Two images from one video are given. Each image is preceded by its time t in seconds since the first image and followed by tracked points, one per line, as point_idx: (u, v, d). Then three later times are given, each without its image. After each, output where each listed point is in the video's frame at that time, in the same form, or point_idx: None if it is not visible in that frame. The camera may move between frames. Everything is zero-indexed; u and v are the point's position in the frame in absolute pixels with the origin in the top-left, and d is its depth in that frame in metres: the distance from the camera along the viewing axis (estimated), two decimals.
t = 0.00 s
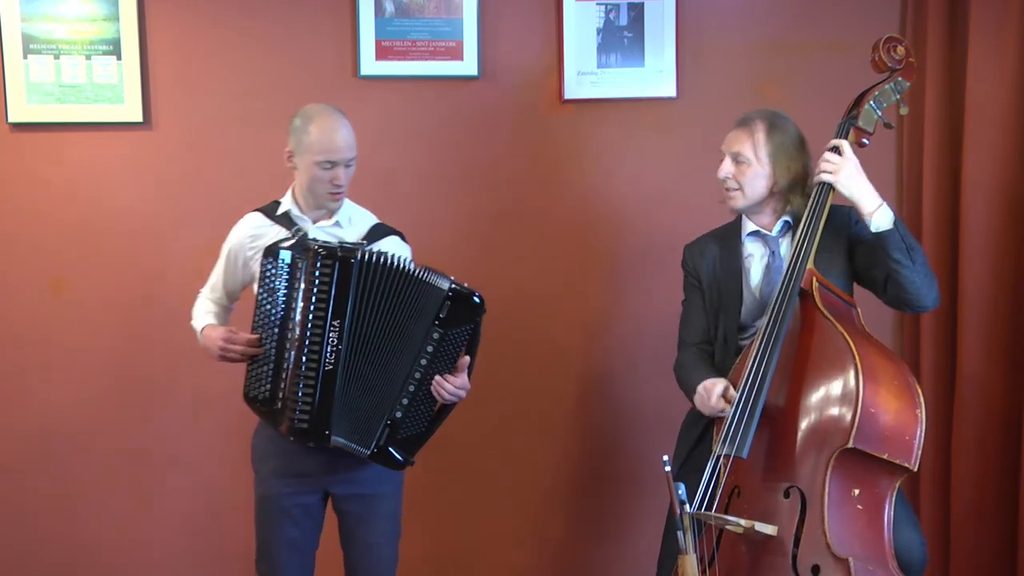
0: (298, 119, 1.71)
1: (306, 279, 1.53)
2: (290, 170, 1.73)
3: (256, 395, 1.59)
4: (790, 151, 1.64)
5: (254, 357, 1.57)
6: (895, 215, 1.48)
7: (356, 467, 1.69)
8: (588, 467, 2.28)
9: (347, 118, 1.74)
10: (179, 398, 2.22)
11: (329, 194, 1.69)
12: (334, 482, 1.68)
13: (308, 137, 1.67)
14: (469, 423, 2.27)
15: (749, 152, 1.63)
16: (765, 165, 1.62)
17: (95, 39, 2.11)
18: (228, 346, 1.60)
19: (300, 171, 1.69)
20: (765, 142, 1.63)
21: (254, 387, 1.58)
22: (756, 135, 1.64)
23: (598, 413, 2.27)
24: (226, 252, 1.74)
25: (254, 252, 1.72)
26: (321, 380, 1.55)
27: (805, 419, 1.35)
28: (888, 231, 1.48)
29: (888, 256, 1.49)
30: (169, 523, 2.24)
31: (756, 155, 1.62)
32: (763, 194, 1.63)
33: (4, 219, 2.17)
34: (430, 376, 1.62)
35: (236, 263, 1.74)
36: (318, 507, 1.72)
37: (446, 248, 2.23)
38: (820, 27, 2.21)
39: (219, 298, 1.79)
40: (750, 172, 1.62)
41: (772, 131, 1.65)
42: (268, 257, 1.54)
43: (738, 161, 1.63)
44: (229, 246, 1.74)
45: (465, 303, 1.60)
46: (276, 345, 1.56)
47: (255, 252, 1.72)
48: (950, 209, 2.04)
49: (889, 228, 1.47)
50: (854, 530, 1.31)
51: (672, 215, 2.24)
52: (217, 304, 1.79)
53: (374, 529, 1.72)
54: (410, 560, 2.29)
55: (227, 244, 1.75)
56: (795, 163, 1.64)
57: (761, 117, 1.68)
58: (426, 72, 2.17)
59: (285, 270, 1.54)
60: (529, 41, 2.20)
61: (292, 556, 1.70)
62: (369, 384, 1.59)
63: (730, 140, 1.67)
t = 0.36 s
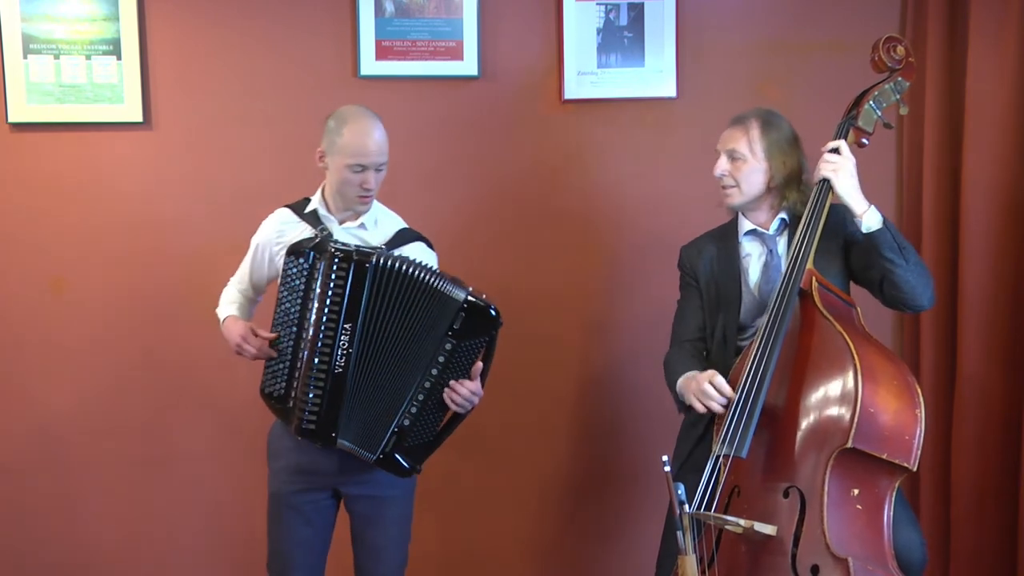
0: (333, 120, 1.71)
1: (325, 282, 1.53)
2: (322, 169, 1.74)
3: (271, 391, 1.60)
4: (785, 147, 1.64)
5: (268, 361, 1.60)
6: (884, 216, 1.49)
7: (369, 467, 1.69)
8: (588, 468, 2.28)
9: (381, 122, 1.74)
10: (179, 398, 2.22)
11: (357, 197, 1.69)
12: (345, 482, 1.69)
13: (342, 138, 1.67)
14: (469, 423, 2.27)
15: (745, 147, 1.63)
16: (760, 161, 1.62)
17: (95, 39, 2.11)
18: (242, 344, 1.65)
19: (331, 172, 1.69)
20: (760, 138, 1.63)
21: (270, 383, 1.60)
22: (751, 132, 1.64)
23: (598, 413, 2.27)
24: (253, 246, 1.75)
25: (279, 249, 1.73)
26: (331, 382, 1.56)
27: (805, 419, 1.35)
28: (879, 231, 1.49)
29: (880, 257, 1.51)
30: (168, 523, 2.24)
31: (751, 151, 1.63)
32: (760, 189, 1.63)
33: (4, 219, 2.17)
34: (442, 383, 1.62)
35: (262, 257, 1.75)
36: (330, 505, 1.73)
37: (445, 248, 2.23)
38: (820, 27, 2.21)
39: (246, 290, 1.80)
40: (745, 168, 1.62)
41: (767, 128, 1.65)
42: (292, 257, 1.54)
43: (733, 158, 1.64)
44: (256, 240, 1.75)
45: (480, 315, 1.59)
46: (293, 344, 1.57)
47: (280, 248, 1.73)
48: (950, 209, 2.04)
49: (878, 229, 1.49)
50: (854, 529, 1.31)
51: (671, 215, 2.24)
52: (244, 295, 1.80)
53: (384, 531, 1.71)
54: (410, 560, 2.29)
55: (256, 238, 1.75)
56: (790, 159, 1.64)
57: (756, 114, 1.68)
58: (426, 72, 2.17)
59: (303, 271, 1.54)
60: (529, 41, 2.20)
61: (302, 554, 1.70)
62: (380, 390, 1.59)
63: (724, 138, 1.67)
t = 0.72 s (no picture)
0: (347, 119, 1.71)
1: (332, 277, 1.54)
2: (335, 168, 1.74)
3: (277, 390, 1.60)
4: (789, 148, 1.64)
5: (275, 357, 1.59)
6: (873, 255, 1.48)
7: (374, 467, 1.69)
8: (588, 468, 2.28)
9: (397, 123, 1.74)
10: (179, 398, 2.22)
11: (368, 197, 1.70)
12: (350, 481, 1.69)
13: (356, 137, 1.67)
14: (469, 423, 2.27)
15: (749, 147, 1.63)
16: (763, 161, 1.62)
17: (95, 39, 2.11)
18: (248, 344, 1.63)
19: (343, 171, 1.70)
20: (765, 138, 1.63)
21: (276, 381, 1.59)
22: (756, 132, 1.64)
23: (598, 413, 2.27)
24: (263, 243, 1.74)
25: (286, 247, 1.73)
26: (339, 377, 1.56)
27: (806, 418, 1.35)
28: (863, 270, 1.48)
29: (858, 292, 1.51)
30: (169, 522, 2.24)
31: (756, 150, 1.63)
32: (761, 189, 1.63)
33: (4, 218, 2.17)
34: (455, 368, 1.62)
35: (269, 255, 1.74)
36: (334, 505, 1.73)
37: (446, 248, 2.23)
38: (820, 27, 2.21)
39: (252, 288, 1.79)
40: (749, 167, 1.62)
41: (771, 128, 1.65)
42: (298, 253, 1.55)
43: (737, 156, 1.64)
44: (264, 238, 1.75)
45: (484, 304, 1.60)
46: (299, 341, 1.57)
47: (287, 246, 1.72)
48: (950, 209, 2.04)
49: (863, 267, 1.48)
50: (854, 529, 1.31)
51: (671, 215, 2.24)
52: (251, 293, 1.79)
53: (388, 532, 1.71)
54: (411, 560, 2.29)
55: (265, 235, 1.75)
56: (794, 161, 1.64)
57: (761, 115, 1.68)
58: (426, 72, 2.17)
59: (310, 267, 1.55)
60: (529, 41, 2.20)
61: (305, 554, 1.69)
62: (388, 383, 1.59)
63: (729, 136, 1.67)
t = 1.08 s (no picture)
0: (318, 115, 1.74)
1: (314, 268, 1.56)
2: (309, 165, 1.75)
3: (266, 395, 1.57)
4: (795, 150, 1.64)
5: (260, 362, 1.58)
6: (882, 250, 1.49)
7: (371, 465, 1.70)
8: (588, 467, 2.28)
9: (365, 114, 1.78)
10: (179, 399, 2.22)
11: (350, 185, 1.71)
12: (345, 482, 1.69)
13: (330, 127, 1.70)
14: (469, 423, 2.27)
15: (755, 149, 1.63)
16: (770, 164, 1.62)
17: (95, 39, 2.11)
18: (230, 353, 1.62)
19: (320, 163, 1.71)
20: (771, 141, 1.63)
21: (263, 385, 1.57)
22: (762, 134, 1.64)
23: (599, 413, 2.27)
24: (234, 254, 1.73)
25: (262, 253, 1.72)
26: (334, 365, 1.56)
27: (806, 419, 1.35)
28: (874, 266, 1.50)
29: (872, 290, 1.52)
30: (169, 522, 2.24)
31: (762, 153, 1.62)
32: (768, 192, 1.63)
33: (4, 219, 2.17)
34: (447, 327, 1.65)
35: (243, 264, 1.73)
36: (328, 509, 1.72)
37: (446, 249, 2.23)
38: (820, 27, 2.21)
39: (224, 302, 1.76)
40: (755, 170, 1.62)
41: (778, 130, 1.64)
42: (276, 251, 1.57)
43: (743, 160, 1.64)
44: (236, 247, 1.73)
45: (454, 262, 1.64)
46: (286, 337, 1.57)
47: (263, 252, 1.72)
48: (950, 209, 2.04)
49: (874, 264, 1.49)
50: (855, 529, 1.31)
51: (672, 215, 2.24)
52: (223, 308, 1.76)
53: (384, 530, 1.72)
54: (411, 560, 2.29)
55: (235, 246, 1.73)
56: (800, 163, 1.63)
57: (767, 116, 1.68)
58: (426, 72, 2.17)
59: (290, 265, 1.56)
60: (529, 41, 2.20)
61: (302, 558, 1.68)
62: (386, 364, 1.59)
63: (734, 140, 1.67)
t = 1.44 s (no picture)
0: (263, 117, 1.76)
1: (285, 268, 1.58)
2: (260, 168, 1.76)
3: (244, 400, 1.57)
4: (798, 149, 1.64)
5: (235, 371, 1.57)
6: (892, 240, 1.48)
7: (354, 466, 1.70)
8: (588, 466, 2.28)
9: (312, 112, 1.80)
10: (180, 399, 2.22)
11: (301, 182, 1.72)
12: (327, 482, 1.69)
13: (278, 127, 1.71)
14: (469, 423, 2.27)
15: (758, 148, 1.63)
16: (772, 163, 1.63)
17: (95, 39, 2.11)
18: (206, 361, 1.60)
19: (270, 164, 1.72)
20: (774, 139, 1.64)
21: (241, 391, 1.57)
22: (765, 133, 1.64)
23: (598, 413, 2.27)
24: (195, 265, 1.73)
25: (226, 260, 1.73)
26: (318, 359, 1.57)
27: (807, 419, 1.35)
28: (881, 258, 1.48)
29: (879, 282, 1.51)
30: (169, 522, 2.24)
31: (765, 151, 1.63)
32: (769, 190, 1.64)
33: (4, 218, 2.17)
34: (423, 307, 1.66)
35: (207, 273, 1.73)
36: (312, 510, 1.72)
37: (447, 248, 2.23)
38: (820, 26, 2.21)
39: (187, 314, 1.77)
40: (757, 168, 1.63)
41: (781, 129, 1.65)
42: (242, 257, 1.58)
43: (746, 158, 1.64)
44: (198, 257, 1.73)
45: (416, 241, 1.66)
46: (263, 339, 1.58)
47: (226, 260, 1.73)
48: (950, 209, 2.04)
49: (885, 255, 1.48)
50: (855, 529, 1.31)
51: (672, 215, 2.24)
52: (186, 321, 1.77)
53: (370, 532, 1.72)
54: (411, 561, 2.28)
55: (195, 256, 1.74)
56: (804, 162, 1.63)
57: (770, 115, 1.68)
58: (426, 72, 2.17)
59: (258, 268, 1.58)
60: (528, 41, 2.20)
61: (288, 560, 1.69)
62: (371, 351, 1.61)
63: (738, 138, 1.67)
